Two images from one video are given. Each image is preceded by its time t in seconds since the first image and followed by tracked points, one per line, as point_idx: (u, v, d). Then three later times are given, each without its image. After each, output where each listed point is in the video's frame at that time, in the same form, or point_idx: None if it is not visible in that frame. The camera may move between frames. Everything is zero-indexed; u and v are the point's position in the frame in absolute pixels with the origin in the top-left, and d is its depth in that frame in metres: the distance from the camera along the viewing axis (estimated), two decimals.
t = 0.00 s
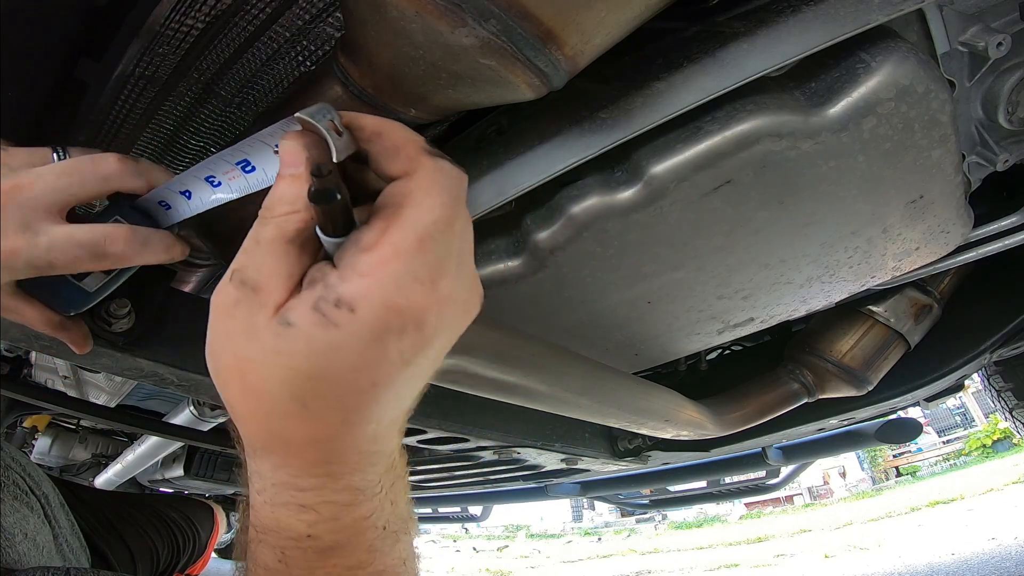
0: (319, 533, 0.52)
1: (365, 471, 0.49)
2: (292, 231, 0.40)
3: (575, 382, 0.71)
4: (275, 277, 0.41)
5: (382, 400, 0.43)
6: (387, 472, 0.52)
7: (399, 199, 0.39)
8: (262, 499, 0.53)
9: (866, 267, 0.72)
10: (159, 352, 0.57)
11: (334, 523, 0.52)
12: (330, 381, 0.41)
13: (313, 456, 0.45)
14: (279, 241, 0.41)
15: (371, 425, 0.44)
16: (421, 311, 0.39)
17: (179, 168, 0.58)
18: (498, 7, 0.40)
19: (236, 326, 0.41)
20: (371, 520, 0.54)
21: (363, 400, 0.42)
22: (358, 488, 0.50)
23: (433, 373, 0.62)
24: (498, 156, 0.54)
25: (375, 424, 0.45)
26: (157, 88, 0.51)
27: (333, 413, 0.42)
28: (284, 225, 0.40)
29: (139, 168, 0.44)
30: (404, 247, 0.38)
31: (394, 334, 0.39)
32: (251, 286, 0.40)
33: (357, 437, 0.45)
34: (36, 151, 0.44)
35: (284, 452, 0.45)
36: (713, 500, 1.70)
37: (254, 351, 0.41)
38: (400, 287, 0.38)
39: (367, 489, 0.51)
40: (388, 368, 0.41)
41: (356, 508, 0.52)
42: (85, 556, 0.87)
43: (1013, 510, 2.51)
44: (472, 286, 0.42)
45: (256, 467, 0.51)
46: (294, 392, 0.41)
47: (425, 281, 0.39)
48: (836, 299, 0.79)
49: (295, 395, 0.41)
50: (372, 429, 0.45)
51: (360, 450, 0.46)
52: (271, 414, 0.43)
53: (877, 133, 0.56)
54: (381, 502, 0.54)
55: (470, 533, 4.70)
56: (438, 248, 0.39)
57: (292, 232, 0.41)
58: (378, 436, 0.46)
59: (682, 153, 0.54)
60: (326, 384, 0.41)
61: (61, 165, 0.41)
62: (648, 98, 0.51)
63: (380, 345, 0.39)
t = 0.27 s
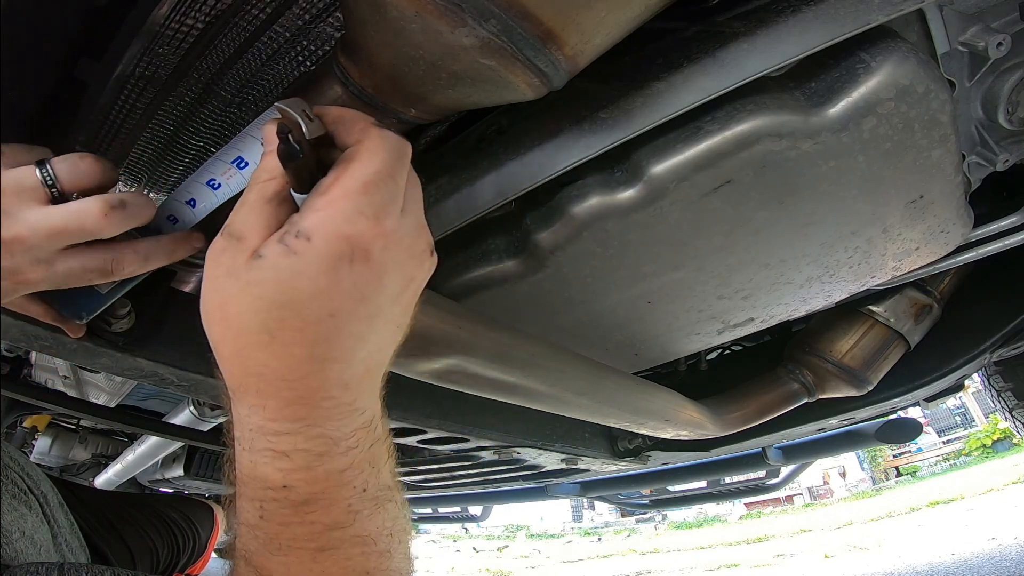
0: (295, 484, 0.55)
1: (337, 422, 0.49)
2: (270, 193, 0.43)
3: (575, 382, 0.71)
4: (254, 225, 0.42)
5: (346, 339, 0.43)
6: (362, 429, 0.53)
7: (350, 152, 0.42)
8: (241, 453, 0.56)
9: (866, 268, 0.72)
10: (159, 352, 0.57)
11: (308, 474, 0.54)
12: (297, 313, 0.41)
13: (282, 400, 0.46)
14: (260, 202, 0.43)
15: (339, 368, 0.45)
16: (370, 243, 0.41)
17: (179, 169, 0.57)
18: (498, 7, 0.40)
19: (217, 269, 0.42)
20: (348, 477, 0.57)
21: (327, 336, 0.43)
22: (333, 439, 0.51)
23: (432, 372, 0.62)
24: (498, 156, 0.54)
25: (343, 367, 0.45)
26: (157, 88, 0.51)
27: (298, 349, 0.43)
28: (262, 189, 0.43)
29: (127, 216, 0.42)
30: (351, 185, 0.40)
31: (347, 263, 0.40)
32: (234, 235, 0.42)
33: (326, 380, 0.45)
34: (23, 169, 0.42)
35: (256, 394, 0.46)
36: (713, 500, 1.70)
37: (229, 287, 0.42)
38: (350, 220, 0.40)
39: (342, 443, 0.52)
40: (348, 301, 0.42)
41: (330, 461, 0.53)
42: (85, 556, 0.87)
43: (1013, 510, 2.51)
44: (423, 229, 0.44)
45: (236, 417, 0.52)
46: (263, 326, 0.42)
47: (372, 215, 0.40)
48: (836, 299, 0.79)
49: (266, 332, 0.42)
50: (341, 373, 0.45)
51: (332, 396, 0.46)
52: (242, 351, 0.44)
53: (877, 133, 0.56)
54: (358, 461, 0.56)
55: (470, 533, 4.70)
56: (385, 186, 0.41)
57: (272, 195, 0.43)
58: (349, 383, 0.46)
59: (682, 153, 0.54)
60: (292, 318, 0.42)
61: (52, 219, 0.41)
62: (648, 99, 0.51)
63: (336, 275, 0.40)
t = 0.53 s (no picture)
0: (285, 466, 0.55)
1: (330, 402, 0.49)
2: (264, 167, 0.43)
3: (575, 382, 0.71)
4: (249, 200, 0.42)
5: (338, 318, 0.43)
6: (356, 412, 0.53)
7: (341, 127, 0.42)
8: (236, 435, 0.57)
9: (866, 267, 0.72)
10: (159, 352, 0.57)
11: (302, 455, 0.55)
12: (287, 288, 0.41)
13: (275, 378, 0.46)
14: (252, 176, 0.43)
15: (331, 348, 0.45)
16: (361, 219, 0.40)
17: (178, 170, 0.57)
18: (498, 7, 0.40)
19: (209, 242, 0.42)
20: (343, 461, 0.57)
21: (319, 313, 0.42)
22: (326, 420, 0.51)
23: (432, 372, 0.62)
24: (497, 157, 0.54)
25: (336, 346, 0.45)
26: (157, 88, 0.51)
27: (288, 326, 0.43)
28: (256, 163, 0.44)
29: (124, 216, 0.43)
30: (342, 159, 0.40)
31: (337, 238, 0.40)
32: (228, 211, 0.42)
33: (318, 359, 0.45)
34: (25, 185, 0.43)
35: (248, 372, 0.46)
36: (713, 500, 1.70)
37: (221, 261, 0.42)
38: (340, 194, 0.39)
39: (335, 425, 0.52)
40: (339, 279, 0.41)
41: (323, 444, 0.54)
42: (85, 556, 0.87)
43: (1013, 510, 2.51)
44: (417, 207, 0.44)
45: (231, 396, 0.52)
46: (253, 301, 0.42)
47: (363, 190, 0.40)
48: (836, 299, 0.79)
49: (257, 307, 0.42)
50: (334, 353, 0.45)
51: (325, 375, 0.46)
52: (234, 327, 0.43)
53: (877, 133, 0.56)
54: (354, 446, 0.57)
55: (470, 533, 4.70)
56: (377, 161, 0.40)
57: (266, 169, 0.43)
58: (343, 363, 0.46)
59: (682, 153, 0.55)
60: (283, 295, 0.41)
61: (48, 220, 0.41)
62: (648, 99, 0.51)
63: (327, 250, 0.40)
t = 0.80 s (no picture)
0: (285, 461, 0.55)
1: (329, 397, 0.50)
2: (260, 157, 0.42)
3: (575, 383, 0.71)
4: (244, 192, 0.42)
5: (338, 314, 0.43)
6: (356, 407, 0.53)
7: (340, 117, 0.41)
8: (236, 431, 0.57)
9: (865, 268, 0.72)
10: (159, 352, 0.57)
11: (301, 451, 0.55)
12: (284, 284, 0.41)
13: (272, 373, 0.46)
14: (249, 165, 0.42)
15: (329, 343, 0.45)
16: (361, 211, 0.40)
17: (178, 170, 0.57)
18: (498, 7, 0.40)
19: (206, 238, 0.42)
20: (342, 456, 0.57)
21: (317, 309, 0.43)
22: (326, 415, 0.52)
23: (432, 372, 0.62)
24: (497, 157, 0.54)
25: (335, 341, 0.45)
26: (157, 88, 0.51)
27: (286, 322, 0.43)
28: (251, 151, 0.42)
29: (125, 217, 0.44)
30: (341, 151, 0.39)
31: (336, 232, 0.40)
32: (223, 203, 0.42)
33: (317, 355, 0.45)
34: (23, 170, 0.43)
35: (245, 367, 0.46)
36: (714, 500, 1.70)
37: (219, 258, 0.42)
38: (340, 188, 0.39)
39: (334, 420, 0.53)
40: (339, 275, 0.41)
41: (322, 439, 0.54)
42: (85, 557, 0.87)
43: (1013, 510, 2.51)
44: (418, 198, 0.43)
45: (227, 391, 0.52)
46: (251, 297, 0.42)
47: (363, 182, 0.40)
48: (837, 299, 0.79)
49: (254, 303, 0.42)
50: (332, 348, 0.45)
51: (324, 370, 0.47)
52: (232, 323, 0.44)
53: (877, 133, 0.56)
54: (355, 440, 0.57)
55: (470, 533, 4.70)
56: (378, 150, 0.40)
57: (262, 159, 0.42)
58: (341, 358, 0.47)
59: (682, 153, 0.55)
60: (281, 291, 0.41)
61: (51, 215, 0.42)
62: (649, 99, 0.51)
63: (327, 247, 0.40)
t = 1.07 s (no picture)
0: (284, 459, 0.56)
1: (332, 391, 0.50)
2: (270, 149, 0.42)
3: (575, 383, 0.71)
4: (259, 183, 0.42)
5: (346, 305, 0.43)
6: (358, 404, 0.53)
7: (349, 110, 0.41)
8: (236, 428, 0.57)
9: (866, 268, 0.72)
10: (159, 352, 0.57)
11: (301, 448, 0.55)
12: (294, 270, 0.41)
13: (276, 364, 0.46)
14: (259, 158, 0.43)
15: (335, 335, 0.45)
16: (375, 199, 0.40)
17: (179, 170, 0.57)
18: (498, 6, 0.40)
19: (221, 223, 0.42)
20: (344, 455, 0.57)
21: (326, 300, 0.43)
22: (328, 411, 0.52)
23: (432, 372, 0.62)
24: (497, 157, 0.54)
25: (341, 333, 0.45)
26: (157, 88, 0.51)
27: (294, 310, 0.43)
28: (262, 144, 0.43)
29: (158, 200, 0.45)
30: (350, 140, 0.40)
31: (349, 220, 0.40)
32: (239, 192, 0.42)
33: (322, 346, 0.45)
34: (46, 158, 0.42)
35: (248, 356, 0.46)
36: (713, 500, 1.70)
37: (230, 242, 0.42)
38: (352, 174, 0.39)
39: (335, 416, 0.53)
40: (350, 263, 0.41)
41: (323, 436, 0.54)
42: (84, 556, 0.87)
43: (1013, 510, 2.50)
44: (432, 193, 0.43)
45: (231, 381, 0.52)
46: (260, 283, 0.42)
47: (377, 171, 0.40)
48: (837, 299, 0.79)
49: (263, 289, 0.42)
50: (337, 341, 0.46)
51: (327, 363, 0.47)
52: (240, 309, 0.44)
53: (877, 133, 0.56)
54: (357, 441, 0.57)
55: (470, 533, 4.70)
56: (387, 141, 0.40)
57: (272, 151, 0.43)
58: (346, 351, 0.47)
59: (682, 153, 0.55)
60: (290, 277, 0.41)
61: (87, 199, 0.42)
62: (649, 98, 0.51)
63: (339, 233, 0.40)
